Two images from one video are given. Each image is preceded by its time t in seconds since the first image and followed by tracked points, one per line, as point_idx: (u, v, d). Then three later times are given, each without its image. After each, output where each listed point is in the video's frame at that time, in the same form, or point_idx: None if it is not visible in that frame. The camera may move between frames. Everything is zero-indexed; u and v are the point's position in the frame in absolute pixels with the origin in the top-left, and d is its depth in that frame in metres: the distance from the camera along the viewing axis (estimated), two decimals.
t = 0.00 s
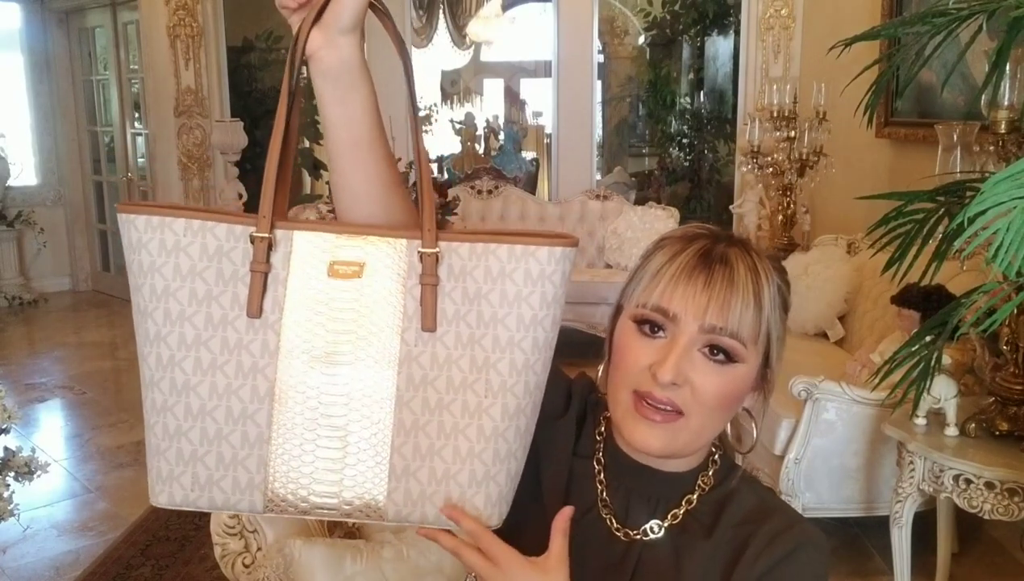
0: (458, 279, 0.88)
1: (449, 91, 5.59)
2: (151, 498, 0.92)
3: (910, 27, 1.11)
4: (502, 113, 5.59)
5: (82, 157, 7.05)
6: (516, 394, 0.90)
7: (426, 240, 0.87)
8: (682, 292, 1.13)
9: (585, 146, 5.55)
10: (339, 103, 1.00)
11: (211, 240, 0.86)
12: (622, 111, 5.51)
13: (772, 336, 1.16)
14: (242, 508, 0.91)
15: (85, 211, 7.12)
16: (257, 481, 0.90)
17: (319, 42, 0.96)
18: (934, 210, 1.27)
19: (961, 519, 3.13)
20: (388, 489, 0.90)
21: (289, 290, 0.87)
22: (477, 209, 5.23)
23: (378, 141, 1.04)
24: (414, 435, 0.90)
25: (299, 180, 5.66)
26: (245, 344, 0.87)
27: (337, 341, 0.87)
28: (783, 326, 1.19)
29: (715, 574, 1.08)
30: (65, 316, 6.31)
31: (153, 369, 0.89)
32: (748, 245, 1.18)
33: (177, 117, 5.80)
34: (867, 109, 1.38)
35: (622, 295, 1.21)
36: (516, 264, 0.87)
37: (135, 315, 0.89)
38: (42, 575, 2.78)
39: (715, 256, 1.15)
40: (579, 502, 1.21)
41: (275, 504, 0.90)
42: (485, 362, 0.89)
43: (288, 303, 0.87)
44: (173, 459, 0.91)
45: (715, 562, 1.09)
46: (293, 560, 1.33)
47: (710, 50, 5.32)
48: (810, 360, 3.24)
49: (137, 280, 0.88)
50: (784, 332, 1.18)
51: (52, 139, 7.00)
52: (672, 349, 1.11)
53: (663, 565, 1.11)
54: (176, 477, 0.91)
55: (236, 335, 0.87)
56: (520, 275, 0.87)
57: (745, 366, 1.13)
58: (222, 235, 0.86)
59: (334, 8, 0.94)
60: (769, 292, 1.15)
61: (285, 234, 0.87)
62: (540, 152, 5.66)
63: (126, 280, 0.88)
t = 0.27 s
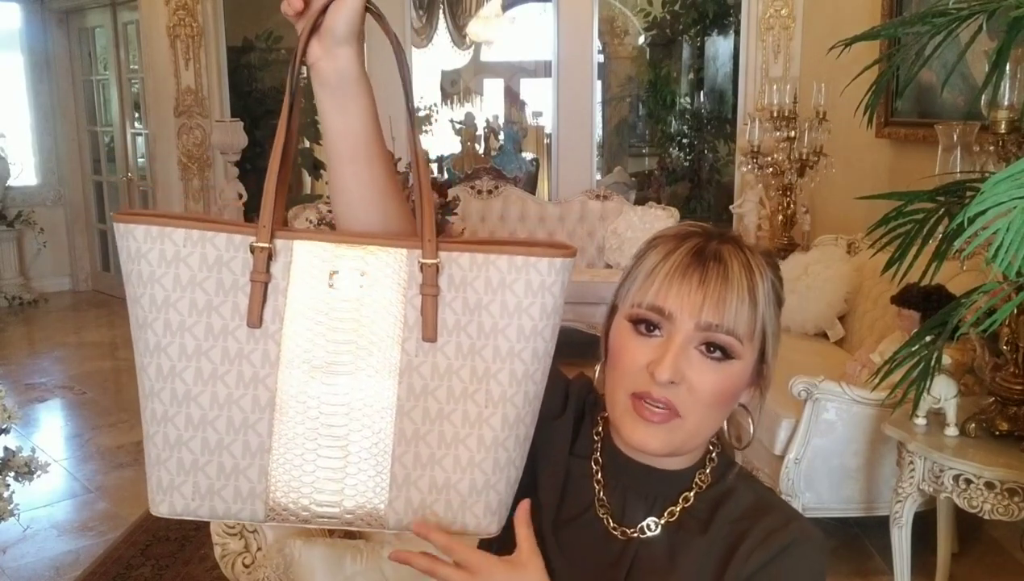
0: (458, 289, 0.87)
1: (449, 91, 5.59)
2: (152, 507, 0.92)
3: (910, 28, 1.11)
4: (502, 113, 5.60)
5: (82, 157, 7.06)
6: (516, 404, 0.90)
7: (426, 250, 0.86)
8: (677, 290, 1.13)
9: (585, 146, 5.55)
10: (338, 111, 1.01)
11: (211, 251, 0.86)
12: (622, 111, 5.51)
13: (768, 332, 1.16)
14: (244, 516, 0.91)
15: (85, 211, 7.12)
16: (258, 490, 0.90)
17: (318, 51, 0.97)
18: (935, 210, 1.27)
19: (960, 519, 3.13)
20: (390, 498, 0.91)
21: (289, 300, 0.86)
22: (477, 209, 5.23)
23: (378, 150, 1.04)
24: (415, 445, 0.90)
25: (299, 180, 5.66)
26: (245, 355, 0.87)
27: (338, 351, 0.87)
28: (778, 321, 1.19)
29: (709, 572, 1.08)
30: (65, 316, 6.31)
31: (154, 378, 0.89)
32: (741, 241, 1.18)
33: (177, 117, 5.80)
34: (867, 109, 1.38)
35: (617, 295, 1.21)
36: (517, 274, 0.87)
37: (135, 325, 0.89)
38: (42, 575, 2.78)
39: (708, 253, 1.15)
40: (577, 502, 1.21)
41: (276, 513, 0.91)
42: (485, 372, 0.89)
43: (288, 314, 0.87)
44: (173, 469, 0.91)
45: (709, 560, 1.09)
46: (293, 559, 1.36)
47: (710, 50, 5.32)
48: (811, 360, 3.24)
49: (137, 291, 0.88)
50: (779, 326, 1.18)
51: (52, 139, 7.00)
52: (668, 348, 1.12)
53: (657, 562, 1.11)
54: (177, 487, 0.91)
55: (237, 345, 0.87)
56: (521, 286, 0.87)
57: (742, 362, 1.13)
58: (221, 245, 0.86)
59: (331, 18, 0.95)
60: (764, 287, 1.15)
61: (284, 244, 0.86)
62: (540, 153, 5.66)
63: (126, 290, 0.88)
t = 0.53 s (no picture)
0: (454, 296, 0.87)
1: (449, 91, 5.59)
2: (156, 509, 0.93)
3: (910, 27, 1.11)
4: (503, 113, 5.59)
5: (82, 157, 7.06)
6: (512, 411, 0.90)
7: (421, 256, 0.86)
8: (676, 291, 1.13)
9: (585, 146, 5.55)
10: (337, 115, 1.01)
11: (211, 257, 0.86)
12: (622, 111, 5.51)
13: (768, 331, 1.16)
14: (244, 520, 0.91)
15: (85, 210, 7.12)
16: (258, 494, 0.90)
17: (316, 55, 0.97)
18: (934, 210, 1.27)
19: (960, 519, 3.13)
20: (386, 502, 0.91)
21: (288, 306, 0.87)
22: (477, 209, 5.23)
23: (377, 153, 1.03)
24: (412, 451, 0.90)
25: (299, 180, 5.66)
26: (245, 360, 0.87)
27: (336, 355, 0.87)
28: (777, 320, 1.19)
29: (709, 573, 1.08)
30: (65, 316, 6.31)
31: (155, 384, 0.90)
32: (739, 241, 1.18)
33: (177, 117, 5.80)
34: (867, 109, 1.38)
35: (615, 298, 1.21)
36: (513, 281, 0.87)
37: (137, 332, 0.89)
38: (42, 575, 2.78)
39: (706, 253, 1.15)
40: (578, 503, 1.21)
41: (276, 516, 0.91)
42: (481, 379, 0.89)
43: (286, 320, 0.87)
44: (175, 473, 0.91)
45: (710, 562, 1.08)
46: (293, 559, 1.36)
47: (710, 50, 5.32)
48: (810, 360, 3.24)
49: (139, 298, 0.88)
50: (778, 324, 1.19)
51: (52, 139, 7.00)
52: (670, 349, 1.11)
53: (658, 563, 1.11)
54: (179, 491, 0.92)
55: (237, 351, 0.87)
56: (517, 293, 0.87)
57: (743, 362, 1.13)
58: (221, 252, 0.87)
59: (326, 24, 0.95)
60: (762, 287, 1.15)
61: (283, 250, 0.86)
62: (540, 153, 5.66)
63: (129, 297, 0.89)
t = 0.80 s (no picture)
0: (440, 300, 0.89)
1: (449, 91, 5.59)
2: (158, 506, 0.97)
3: (911, 27, 1.11)
4: (503, 113, 5.59)
5: (82, 157, 7.06)
6: (497, 416, 0.90)
7: (406, 258, 0.87)
8: (675, 289, 1.13)
9: (585, 146, 5.55)
10: (331, 118, 1.01)
11: (205, 261, 0.90)
12: (622, 111, 5.51)
13: (767, 328, 1.16)
14: (237, 519, 0.94)
15: (85, 210, 7.11)
16: (251, 494, 0.93)
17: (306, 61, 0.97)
18: (935, 210, 1.27)
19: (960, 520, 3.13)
20: (373, 505, 0.92)
21: (278, 309, 0.89)
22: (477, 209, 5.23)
23: (373, 154, 1.04)
24: (398, 454, 0.91)
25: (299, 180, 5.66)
26: (238, 362, 0.91)
27: (326, 356, 0.89)
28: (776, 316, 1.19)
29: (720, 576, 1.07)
30: (65, 316, 6.31)
31: (156, 384, 0.93)
32: (736, 238, 1.18)
33: (177, 118, 5.79)
34: (867, 109, 1.38)
35: (614, 296, 1.20)
36: (497, 285, 0.87)
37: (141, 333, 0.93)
38: (42, 575, 2.78)
39: (704, 251, 1.15)
40: (583, 505, 1.21)
41: (268, 516, 0.93)
42: (467, 384, 0.90)
43: (277, 323, 0.89)
44: (175, 471, 0.95)
45: (718, 564, 1.08)
46: (294, 559, 1.37)
47: (710, 50, 5.32)
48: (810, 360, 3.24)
49: (142, 301, 0.93)
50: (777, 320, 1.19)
51: (53, 139, 7.00)
52: (669, 347, 1.11)
53: (664, 566, 1.11)
54: (178, 488, 0.95)
55: (231, 353, 0.91)
56: (501, 296, 0.88)
57: (742, 359, 1.13)
58: (215, 256, 0.90)
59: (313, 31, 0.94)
60: (761, 284, 1.15)
61: (274, 254, 0.89)
62: (540, 153, 5.65)
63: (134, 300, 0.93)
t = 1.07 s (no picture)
0: (421, 295, 0.88)
1: (449, 91, 5.60)
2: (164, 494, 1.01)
3: (910, 27, 1.11)
4: (503, 113, 5.59)
5: (82, 157, 7.06)
6: (474, 417, 0.89)
7: (389, 254, 0.88)
8: (672, 285, 1.13)
9: (585, 146, 5.55)
10: (329, 118, 1.01)
11: (206, 256, 0.94)
12: (622, 111, 5.52)
13: (765, 322, 1.16)
14: (229, 511, 0.97)
15: (85, 211, 7.11)
16: (240, 487, 0.96)
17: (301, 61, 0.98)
18: (935, 210, 1.27)
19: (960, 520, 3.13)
20: (352, 506, 0.92)
21: (271, 303, 0.92)
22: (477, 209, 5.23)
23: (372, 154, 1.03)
24: (377, 452, 0.91)
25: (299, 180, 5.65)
26: (233, 356, 0.94)
27: (313, 352, 0.91)
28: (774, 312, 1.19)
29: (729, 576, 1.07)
30: (65, 316, 6.31)
31: (162, 374, 0.97)
32: (732, 235, 1.18)
33: (177, 118, 5.80)
34: (867, 109, 1.38)
35: (612, 296, 1.21)
36: (475, 278, 0.87)
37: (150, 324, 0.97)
38: (42, 575, 2.78)
39: (700, 246, 1.15)
40: (585, 504, 1.21)
41: (256, 511, 0.96)
42: (444, 382, 0.89)
43: (270, 319, 0.92)
44: (176, 460, 0.99)
45: (727, 564, 1.08)
46: (294, 559, 1.37)
47: (710, 50, 5.32)
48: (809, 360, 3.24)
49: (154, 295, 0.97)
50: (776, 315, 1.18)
51: (53, 140, 6.99)
52: (667, 344, 1.12)
53: (672, 566, 1.11)
54: (178, 477, 0.99)
55: (226, 346, 0.94)
56: (478, 290, 0.87)
57: (741, 354, 1.13)
58: (215, 250, 0.93)
59: (310, 26, 0.95)
60: (758, 279, 1.15)
61: (270, 248, 0.92)
62: (540, 153, 5.65)
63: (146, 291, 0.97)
